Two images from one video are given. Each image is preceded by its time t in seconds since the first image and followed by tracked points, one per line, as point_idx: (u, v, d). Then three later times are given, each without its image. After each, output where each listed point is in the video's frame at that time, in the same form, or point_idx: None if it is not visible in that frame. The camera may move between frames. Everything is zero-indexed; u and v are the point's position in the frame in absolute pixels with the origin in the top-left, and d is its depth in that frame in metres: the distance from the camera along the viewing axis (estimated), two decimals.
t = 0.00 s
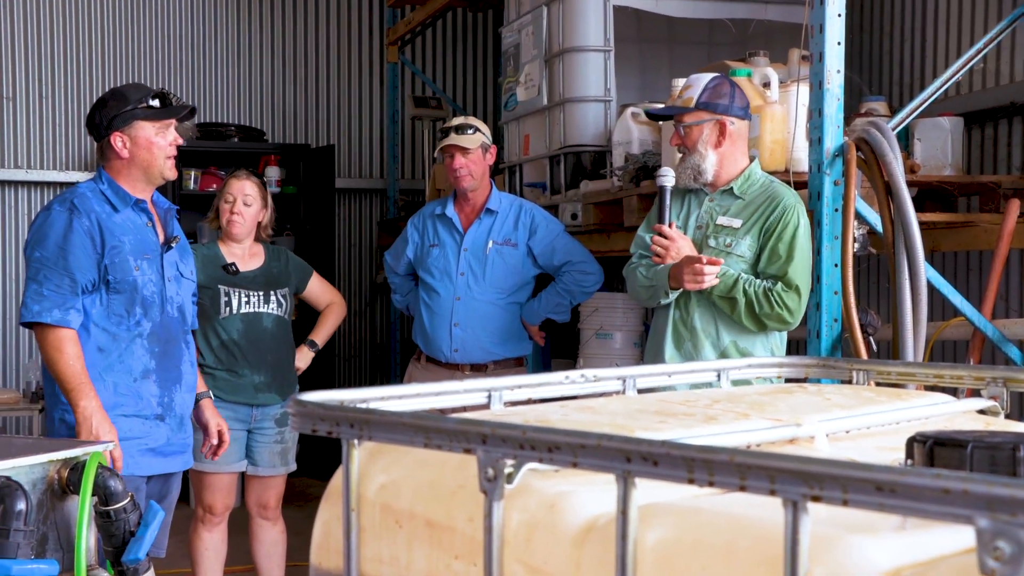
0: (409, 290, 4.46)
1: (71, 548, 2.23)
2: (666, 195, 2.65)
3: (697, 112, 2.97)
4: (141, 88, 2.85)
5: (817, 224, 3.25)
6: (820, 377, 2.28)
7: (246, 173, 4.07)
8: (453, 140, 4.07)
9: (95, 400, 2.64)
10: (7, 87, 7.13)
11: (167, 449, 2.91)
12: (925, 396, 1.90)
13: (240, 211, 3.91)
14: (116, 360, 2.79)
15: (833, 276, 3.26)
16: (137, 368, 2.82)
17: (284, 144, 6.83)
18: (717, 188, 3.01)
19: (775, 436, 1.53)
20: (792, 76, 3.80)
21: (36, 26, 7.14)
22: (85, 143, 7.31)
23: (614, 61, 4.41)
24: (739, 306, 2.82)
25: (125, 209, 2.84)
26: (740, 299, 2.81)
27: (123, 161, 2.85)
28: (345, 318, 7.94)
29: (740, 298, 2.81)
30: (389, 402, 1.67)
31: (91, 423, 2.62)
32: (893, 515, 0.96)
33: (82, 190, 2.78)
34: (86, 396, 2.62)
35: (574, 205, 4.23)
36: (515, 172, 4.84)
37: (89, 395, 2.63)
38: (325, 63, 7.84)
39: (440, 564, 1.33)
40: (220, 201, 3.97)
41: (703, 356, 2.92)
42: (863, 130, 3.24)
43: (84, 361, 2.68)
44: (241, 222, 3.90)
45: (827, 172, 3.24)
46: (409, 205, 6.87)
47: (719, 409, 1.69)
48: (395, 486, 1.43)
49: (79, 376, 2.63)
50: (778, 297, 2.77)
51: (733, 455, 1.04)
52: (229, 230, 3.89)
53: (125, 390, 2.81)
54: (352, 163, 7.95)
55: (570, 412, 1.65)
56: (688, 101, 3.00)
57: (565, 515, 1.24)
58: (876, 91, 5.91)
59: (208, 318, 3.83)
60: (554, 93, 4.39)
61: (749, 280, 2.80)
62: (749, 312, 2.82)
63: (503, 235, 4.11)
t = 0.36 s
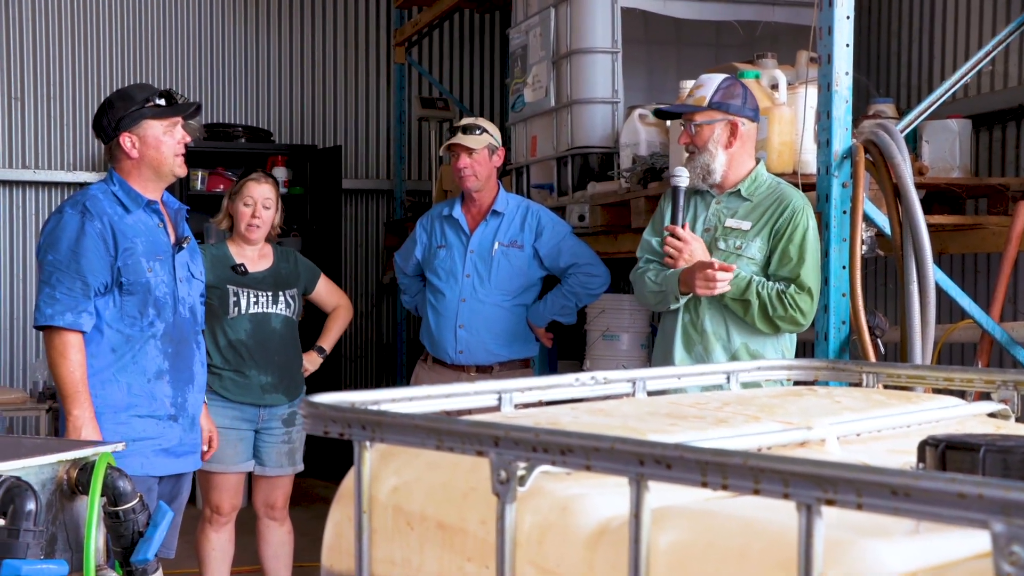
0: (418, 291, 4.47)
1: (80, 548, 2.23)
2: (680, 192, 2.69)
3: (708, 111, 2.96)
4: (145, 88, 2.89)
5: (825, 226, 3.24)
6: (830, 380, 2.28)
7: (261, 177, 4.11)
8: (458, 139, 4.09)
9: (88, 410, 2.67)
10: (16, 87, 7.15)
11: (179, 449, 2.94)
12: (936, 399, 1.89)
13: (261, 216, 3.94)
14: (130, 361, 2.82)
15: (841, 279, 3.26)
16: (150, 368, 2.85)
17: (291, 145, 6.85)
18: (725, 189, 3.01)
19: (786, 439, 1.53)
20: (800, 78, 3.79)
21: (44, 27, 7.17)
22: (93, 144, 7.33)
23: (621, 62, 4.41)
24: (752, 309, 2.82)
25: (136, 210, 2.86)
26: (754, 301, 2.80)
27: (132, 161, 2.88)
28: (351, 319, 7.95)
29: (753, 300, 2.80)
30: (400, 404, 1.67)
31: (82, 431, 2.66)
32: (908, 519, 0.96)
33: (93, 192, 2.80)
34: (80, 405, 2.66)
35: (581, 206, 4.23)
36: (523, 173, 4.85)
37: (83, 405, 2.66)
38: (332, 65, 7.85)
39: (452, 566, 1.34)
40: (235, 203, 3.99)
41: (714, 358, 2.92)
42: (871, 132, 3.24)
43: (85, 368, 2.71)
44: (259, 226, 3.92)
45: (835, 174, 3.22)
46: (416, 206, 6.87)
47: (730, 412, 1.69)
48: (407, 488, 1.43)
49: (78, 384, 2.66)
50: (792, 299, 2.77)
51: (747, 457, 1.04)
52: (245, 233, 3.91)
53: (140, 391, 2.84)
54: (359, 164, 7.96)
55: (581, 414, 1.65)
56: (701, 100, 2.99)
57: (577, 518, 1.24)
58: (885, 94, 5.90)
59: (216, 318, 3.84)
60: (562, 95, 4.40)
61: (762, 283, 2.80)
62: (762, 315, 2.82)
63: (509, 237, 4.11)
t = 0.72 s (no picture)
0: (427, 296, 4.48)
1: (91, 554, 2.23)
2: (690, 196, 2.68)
3: (721, 111, 2.96)
4: (158, 95, 2.90)
5: (834, 231, 3.25)
6: (840, 385, 2.28)
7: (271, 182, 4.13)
8: (466, 144, 4.11)
9: (113, 410, 2.68)
10: (23, 94, 7.16)
11: (187, 456, 2.94)
12: (948, 404, 1.89)
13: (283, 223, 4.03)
14: (138, 367, 2.82)
15: (850, 283, 3.26)
16: (158, 375, 2.85)
17: (298, 150, 6.86)
18: (730, 194, 3.01)
19: (800, 444, 1.53)
20: (807, 83, 3.79)
21: (51, 34, 7.18)
22: (100, 150, 7.34)
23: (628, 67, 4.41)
24: (764, 314, 2.81)
25: (145, 217, 2.87)
26: (766, 307, 2.80)
27: (143, 167, 2.89)
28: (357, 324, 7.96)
29: (765, 305, 2.80)
30: (412, 409, 1.67)
31: (109, 433, 2.67)
32: (927, 525, 0.96)
33: (101, 199, 2.80)
34: (104, 405, 2.67)
35: (589, 211, 4.23)
36: (529, 178, 4.85)
37: (107, 405, 2.67)
38: (337, 70, 7.86)
39: (468, 572, 1.34)
40: (249, 207, 4.00)
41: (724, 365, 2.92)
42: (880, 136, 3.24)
43: (105, 371, 2.73)
44: (275, 233, 3.98)
45: (843, 178, 3.23)
46: (422, 211, 6.88)
47: (742, 417, 1.69)
48: (421, 494, 1.43)
49: (99, 387, 2.68)
50: (804, 303, 2.77)
51: (765, 463, 1.04)
52: (262, 239, 3.95)
53: (149, 397, 2.84)
54: (365, 169, 7.97)
55: (594, 420, 1.65)
56: (715, 101, 2.99)
57: (593, 523, 1.24)
58: (892, 98, 5.91)
59: (223, 325, 3.84)
60: (569, 100, 4.40)
61: (774, 287, 2.80)
62: (774, 320, 2.82)
63: (517, 242, 4.11)
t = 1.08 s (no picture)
0: (439, 292, 4.49)
1: (107, 550, 2.24)
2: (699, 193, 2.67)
3: (733, 107, 2.96)
4: (172, 91, 2.92)
5: (847, 226, 3.24)
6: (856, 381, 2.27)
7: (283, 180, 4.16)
8: (479, 139, 4.12)
9: (114, 411, 2.70)
10: (34, 91, 7.19)
11: (200, 453, 2.95)
12: (966, 400, 1.89)
13: (296, 219, 4.05)
14: (150, 364, 2.83)
15: (863, 279, 3.24)
16: (171, 372, 2.86)
17: (308, 147, 6.87)
18: (741, 190, 3.00)
19: (819, 439, 1.53)
20: (819, 79, 3.78)
21: (63, 32, 7.21)
22: (111, 146, 7.36)
23: (639, 64, 4.41)
24: (774, 310, 2.80)
25: (158, 214, 2.88)
26: (776, 303, 2.79)
27: (157, 163, 2.90)
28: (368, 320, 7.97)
29: (776, 301, 2.79)
30: (430, 405, 1.68)
31: (108, 432, 2.68)
32: (953, 521, 0.96)
33: (115, 196, 2.81)
34: (106, 407, 2.68)
35: (600, 208, 4.22)
36: (540, 174, 4.86)
37: (109, 406, 2.69)
38: (346, 67, 7.87)
39: (487, 567, 1.34)
40: (262, 202, 4.01)
41: (734, 361, 2.91)
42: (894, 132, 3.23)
43: (110, 370, 2.73)
44: (289, 228, 3.99)
45: (857, 174, 3.22)
46: (432, 208, 6.89)
47: (760, 413, 1.69)
48: (441, 488, 1.43)
49: (104, 386, 2.68)
50: (813, 299, 2.76)
51: (788, 459, 1.04)
52: (276, 234, 3.96)
53: (161, 394, 2.85)
54: (375, 166, 7.97)
55: (611, 415, 1.65)
56: (725, 96, 2.98)
57: (614, 518, 1.24)
58: (904, 94, 5.89)
59: (236, 321, 3.83)
60: (580, 96, 4.40)
61: (782, 283, 2.79)
62: (785, 316, 2.80)
63: (528, 238, 4.11)
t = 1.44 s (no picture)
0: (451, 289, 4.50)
1: (125, 545, 2.24)
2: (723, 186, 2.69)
3: (754, 106, 2.92)
4: (190, 89, 2.93)
5: (863, 223, 3.23)
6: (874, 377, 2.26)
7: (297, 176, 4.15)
8: (495, 135, 4.12)
9: (135, 405, 2.71)
10: (49, 88, 7.21)
11: (216, 449, 2.96)
12: (987, 396, 1.88)
13: (310, 214, 4.05)
14: (168, 360, 2.84)
15: (879, 276, 3.24)
16: (188, 368, 2.87)
17: (321, 144, 6.88)
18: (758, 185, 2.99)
19: (839, 436, 1.53)
20: (835, 74, 3.77)
21: (77, 30, 7.23)
22: (125, 143, 7.38)
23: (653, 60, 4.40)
24: (793, 306, 2.80)
25: (177, 211, 2.89)
26: (795, 299, 2.78)
27: (175, 161, 2.91)
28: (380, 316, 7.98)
29: (794, 297, 2.78)
30: (450, 401, 1.68)
31: (129, 427, 2.69)
32: (981, 517, 0.95)
33: (134, 192, 2.83)
34: (127, 401, 2.69)
35: (614, 204, 4.23)
36: (554, 171, 4.86)
37: (130, 401, 2.70)
38: (359, 63, 7.87)
39: (509, 563, 1.34)
40: (277, 199, 4.01)
41: (749, 357, 2.90)
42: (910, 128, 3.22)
43: (130, 365, 2.75)
44: (304, 224, 3.99)
45: (872, 170, 3.21)
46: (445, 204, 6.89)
47: (780, 410, 1.68)
48: (463, 484, 1.44)
49: (124, 382, 2.70)
50: (833, 295, 2.76)
51: (813, 455, 1.04)
52: (291, 231, 3.96)
53: (177, 390, 2.86)
54: (388, 163, 7.98)
55: (631, 412, 1.65)
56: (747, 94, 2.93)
57: (637, 515, 1.25)
58: (920, 89, 5.87)
59: (252, 318, 3.85)
60: (594, 92, 4.39)
61: (803, 279, 2.78)
62: (803, 312, 2.80)
63: (543, 234, 4.11)
